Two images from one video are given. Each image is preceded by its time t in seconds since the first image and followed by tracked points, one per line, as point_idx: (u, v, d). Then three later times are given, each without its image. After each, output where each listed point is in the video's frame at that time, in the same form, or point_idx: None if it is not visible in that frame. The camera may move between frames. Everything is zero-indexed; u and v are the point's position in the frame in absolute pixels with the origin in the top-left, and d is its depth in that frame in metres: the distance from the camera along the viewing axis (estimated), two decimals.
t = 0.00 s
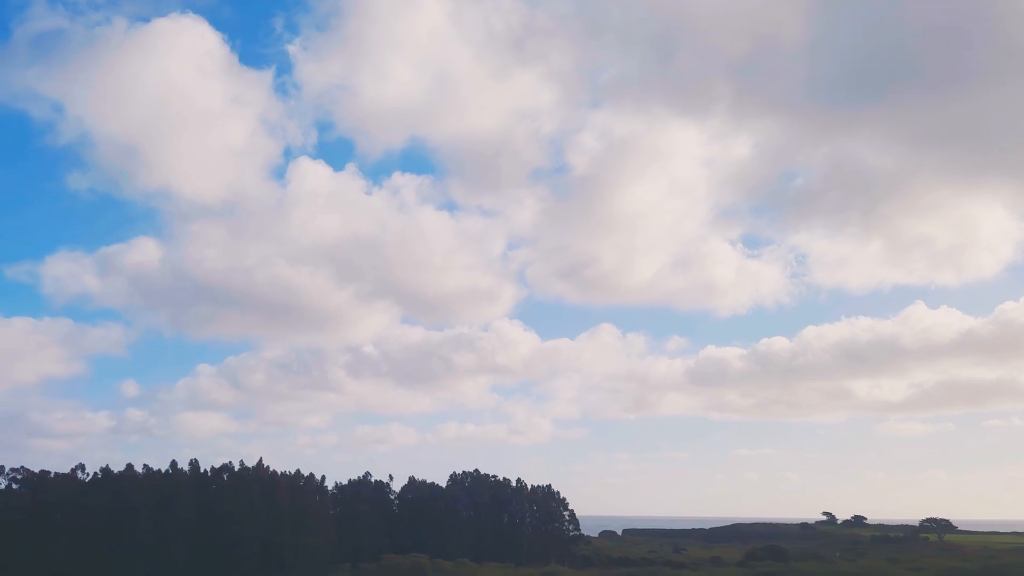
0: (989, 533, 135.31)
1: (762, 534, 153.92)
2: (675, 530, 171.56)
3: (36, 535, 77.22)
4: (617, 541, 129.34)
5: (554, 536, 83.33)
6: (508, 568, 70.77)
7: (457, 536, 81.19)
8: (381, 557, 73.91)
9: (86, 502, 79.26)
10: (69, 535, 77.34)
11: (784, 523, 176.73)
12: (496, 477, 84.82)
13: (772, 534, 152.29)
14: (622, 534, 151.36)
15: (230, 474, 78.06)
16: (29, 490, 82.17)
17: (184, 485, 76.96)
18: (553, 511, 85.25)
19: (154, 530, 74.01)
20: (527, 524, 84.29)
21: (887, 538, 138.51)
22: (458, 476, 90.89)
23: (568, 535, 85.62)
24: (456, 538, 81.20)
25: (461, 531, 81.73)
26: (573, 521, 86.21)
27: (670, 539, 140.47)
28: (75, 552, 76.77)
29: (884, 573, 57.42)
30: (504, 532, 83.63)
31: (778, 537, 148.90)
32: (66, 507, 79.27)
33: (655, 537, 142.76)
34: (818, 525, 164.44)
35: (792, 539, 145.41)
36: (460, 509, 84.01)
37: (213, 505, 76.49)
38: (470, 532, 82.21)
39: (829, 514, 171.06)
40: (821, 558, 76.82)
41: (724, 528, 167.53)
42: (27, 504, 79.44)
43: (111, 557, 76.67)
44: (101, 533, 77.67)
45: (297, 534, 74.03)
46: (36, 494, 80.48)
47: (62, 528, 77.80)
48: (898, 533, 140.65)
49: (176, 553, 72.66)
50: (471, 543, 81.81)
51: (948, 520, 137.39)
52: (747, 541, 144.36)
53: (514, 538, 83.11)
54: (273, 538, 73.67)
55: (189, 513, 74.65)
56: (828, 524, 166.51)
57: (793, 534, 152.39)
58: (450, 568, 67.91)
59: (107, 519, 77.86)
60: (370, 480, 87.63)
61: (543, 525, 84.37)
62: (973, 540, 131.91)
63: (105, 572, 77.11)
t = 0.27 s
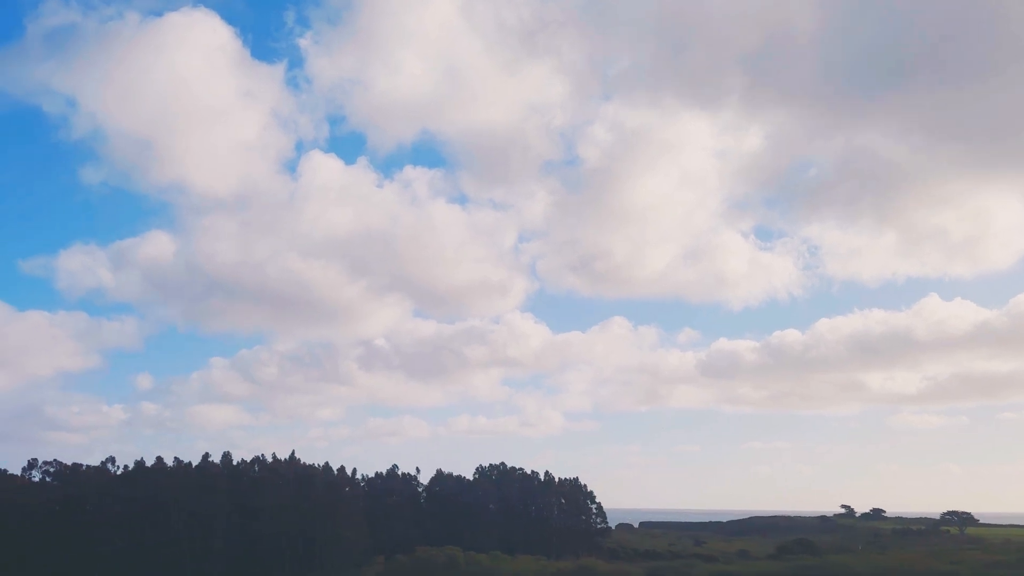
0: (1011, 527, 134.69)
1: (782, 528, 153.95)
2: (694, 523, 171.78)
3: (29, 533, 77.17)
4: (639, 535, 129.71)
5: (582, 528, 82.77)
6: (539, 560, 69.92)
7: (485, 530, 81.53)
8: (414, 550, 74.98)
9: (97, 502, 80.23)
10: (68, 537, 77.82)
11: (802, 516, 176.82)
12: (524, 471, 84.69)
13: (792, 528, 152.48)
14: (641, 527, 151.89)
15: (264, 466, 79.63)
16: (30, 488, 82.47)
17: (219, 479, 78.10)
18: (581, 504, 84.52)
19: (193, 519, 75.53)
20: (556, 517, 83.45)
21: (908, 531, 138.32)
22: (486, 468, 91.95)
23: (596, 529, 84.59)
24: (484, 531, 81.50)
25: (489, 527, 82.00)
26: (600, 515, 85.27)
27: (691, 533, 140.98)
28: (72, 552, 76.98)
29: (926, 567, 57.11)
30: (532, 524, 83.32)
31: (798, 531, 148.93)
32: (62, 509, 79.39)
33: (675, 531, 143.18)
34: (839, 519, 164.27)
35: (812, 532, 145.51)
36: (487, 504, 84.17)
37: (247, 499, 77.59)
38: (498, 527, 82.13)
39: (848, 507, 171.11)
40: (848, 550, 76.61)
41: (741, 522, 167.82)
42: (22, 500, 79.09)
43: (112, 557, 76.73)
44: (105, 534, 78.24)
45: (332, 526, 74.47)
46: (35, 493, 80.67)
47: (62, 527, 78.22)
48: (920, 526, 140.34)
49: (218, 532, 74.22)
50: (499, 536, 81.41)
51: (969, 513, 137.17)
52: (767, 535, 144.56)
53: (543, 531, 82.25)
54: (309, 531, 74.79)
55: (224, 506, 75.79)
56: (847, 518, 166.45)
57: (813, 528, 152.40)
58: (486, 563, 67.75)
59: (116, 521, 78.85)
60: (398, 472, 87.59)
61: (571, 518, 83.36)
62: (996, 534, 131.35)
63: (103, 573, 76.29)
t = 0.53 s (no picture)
0: None
1: (801, 523, 154.26)
2: (711, 517, 172.21)
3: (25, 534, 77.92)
4: (659, 528, 130.23)
5: (609, 523, 82.84)
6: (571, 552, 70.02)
7: (513, 522, 81.45)
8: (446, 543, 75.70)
9: (119, 493, 79.48)
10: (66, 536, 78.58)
11: (819, 510, 176.88)
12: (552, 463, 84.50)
13: (810, 522, 152.75)
14: (658, 521, 152.42)
15: (296, 458, 80.72)
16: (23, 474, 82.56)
17: (251, 472, 78.74)
18: (609, 497, 84.86)
19: (227, 509, 75.40)
20: (584, 508, 83.71)
21: (928, 525, 138.54)
22: (511, 463, 92.71)
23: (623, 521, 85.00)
24: (513, 523, 81.38)
25: (517, 518, 81.93)
26: (627, 507, 85.77)
27: (709, 526, 141.47)
28: (71, 556, 78.40)
29: (962, 559, 57.40)
30: (559, 516, 82.98)
31: (817, 525, 149.28)
32: (57, 506, 79.67)
33: (694, 525, 143.68)
34: (857, 513, 164.45)
35: (831, 526, 145.60)
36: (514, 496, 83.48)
37: (280, 491, 78.09)
38: (527, 518, 82.02)
39: (864, 500, 171.34)
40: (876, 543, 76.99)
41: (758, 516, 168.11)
42: (23, 498, 79.66)
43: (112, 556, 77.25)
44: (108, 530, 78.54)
45: (365, 519, 75.27)
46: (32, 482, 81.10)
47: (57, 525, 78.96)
48: (939, 520, 140.50)
49: (252, 518, 74.68)
50: (528, 527, 81.29)
51: (990, 507, 137.16)
52: (786, 529, 144.93)
53: (572, 521, 82.48)
54: (341, 524, 75.15)
55: (258, 498, 76.39)
56: (865, 511, 166.43)
57: (831, 522, 152.65)
58: (517, 555, 67.96)
59: (123, 514, 78.10)
60: (426, 466, 88.61)
61: (599, 510, 83.59)
62: (1017, 528, 131.40)
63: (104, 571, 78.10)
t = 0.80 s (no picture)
0: None
1: (820, 518, 154.07)
2: (729, 511, 172.07)
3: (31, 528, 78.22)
4: (680, 522, 130.20)
5: (637, 518, 82.95)
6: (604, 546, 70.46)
7: (542, 517, 81.74)
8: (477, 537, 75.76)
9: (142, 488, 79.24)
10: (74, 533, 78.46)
11: (837, 506, 176.46)
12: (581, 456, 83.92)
13: (829, 518, 152.47)
14: (677, 516, 152.17)
15: (329, 454, 81.19)
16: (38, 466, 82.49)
17: (284, 466, 78.89)
18: (637, 490, 85.00)
19: (260, 504, 75.99)
20: (612, 502, 83.82)
21: (949, 519, 138.21)
22: (536, 455, 92.03)
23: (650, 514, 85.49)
24: (542, 518, 81.75)
25: (546, 512, 82.18)
26: (654, 501, 86.15)
27: (729, 521, 141.38)
28: (71, 555, 78.09)
29: (997, 554, 57.36)
30: (587, 512, 83.10)
31: (836, 520, 149.02)
32: (65, 501, 79.52)
33: (714, 519, 143.63)
34: (875, 507, 164.12)
35: (851, 521, 145.34)
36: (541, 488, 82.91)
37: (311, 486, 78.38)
38: (556, 512, 82.27)
39: (883, 495, 170.94)
40: (907, 538, 76.97)
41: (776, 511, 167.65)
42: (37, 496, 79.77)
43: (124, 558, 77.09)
44: (116, 530, 78.77)
45: (397, 511, 75.62)
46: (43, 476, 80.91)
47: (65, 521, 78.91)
48: (960, 514, 140.14)
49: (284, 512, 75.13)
50: (557, 522, 81.76)
51: (1012, 501, 136.62)
52: (806, 524, 144.75)
53: (600, 516, 82.83)
54: (371, 518, 75.48)
55: (293, 491, 76.64)
56: (884, 506, 166.08)
57: (851, 517, 152.41)
58: (549, 549, 68.63)
59: (139, 510, 78.16)
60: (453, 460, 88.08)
61: (628, 504, 83.77)
62: None
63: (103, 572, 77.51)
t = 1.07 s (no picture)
0: None
1: (840, 514, 154.17)
2: (748, 506, 172.36)
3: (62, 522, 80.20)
4: (702, 517, 130.60)
5: (664, 512, 83.35)
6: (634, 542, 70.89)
7: (571, 512, 82.19)
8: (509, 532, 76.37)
9: (172, 482, 79.72)
10: (103, 526, 79.91)
11: (856, 502, 176.42)
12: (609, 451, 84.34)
13: (849, 513, 152.57)
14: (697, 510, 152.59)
15: (362, 449, 81.76)
16: (68, 462, 84.10)
17: (317, 460, 79.34)
18: (665, 485, 85.33)
19: (293, 499, 76.25)
20: (640, 498, 84.22)
21: (971, 514, 138.10)
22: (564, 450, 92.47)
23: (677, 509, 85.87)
24: (571, 513, 82.21)
25: (575, 507, 82.62)
26: (681, 496, 86.49)
27: (750, 516, 141.71)
28: (104, 545, 79.52)
29: None
30: (614, 507, 83.76)
31: (857, 516, 149.12)
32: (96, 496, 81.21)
33: (734, 514, 143.98)
34: (895, 503, 164.11)
35: (872, 516, 145.26)
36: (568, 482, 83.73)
37: (344, 481, 78.91)
38: (585, 507, 82.77)
39: (902, 490, 170.81)
40: (937, 534, 77.00)
41: (796, 507, 167.65)
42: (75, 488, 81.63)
43: (157, 552, 78.88)
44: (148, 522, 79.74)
45: (428, 505, 76.77)
46: (75, 471, 82.72)
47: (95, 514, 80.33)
48: (982, 510, 139.98)
49: (317, 508, 75.40)
50: (585, 517, 82.35)
51: None
52: (826, 520, 144.89)
53: (628, 512, 83.27)
54: (402, 514, 76.58)
55: (326, 484, 77.21)
56: (903, 501, 165.93)
57: (871, 513, 152.44)
58: (582, 544, 68.26)
59: (168, 505, 79.14)
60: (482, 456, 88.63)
61: (656, 499, 84.14)
62: None
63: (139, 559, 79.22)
